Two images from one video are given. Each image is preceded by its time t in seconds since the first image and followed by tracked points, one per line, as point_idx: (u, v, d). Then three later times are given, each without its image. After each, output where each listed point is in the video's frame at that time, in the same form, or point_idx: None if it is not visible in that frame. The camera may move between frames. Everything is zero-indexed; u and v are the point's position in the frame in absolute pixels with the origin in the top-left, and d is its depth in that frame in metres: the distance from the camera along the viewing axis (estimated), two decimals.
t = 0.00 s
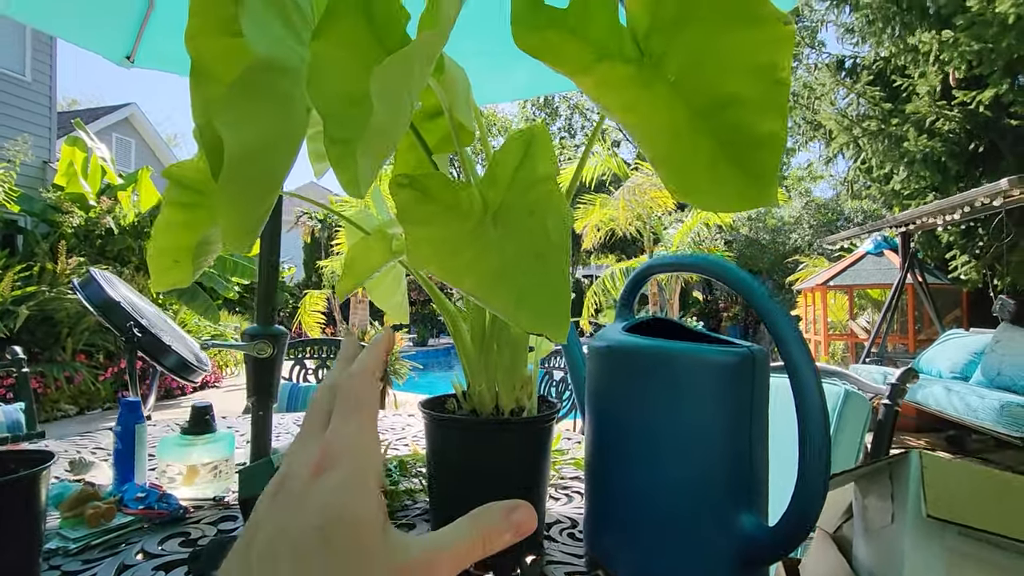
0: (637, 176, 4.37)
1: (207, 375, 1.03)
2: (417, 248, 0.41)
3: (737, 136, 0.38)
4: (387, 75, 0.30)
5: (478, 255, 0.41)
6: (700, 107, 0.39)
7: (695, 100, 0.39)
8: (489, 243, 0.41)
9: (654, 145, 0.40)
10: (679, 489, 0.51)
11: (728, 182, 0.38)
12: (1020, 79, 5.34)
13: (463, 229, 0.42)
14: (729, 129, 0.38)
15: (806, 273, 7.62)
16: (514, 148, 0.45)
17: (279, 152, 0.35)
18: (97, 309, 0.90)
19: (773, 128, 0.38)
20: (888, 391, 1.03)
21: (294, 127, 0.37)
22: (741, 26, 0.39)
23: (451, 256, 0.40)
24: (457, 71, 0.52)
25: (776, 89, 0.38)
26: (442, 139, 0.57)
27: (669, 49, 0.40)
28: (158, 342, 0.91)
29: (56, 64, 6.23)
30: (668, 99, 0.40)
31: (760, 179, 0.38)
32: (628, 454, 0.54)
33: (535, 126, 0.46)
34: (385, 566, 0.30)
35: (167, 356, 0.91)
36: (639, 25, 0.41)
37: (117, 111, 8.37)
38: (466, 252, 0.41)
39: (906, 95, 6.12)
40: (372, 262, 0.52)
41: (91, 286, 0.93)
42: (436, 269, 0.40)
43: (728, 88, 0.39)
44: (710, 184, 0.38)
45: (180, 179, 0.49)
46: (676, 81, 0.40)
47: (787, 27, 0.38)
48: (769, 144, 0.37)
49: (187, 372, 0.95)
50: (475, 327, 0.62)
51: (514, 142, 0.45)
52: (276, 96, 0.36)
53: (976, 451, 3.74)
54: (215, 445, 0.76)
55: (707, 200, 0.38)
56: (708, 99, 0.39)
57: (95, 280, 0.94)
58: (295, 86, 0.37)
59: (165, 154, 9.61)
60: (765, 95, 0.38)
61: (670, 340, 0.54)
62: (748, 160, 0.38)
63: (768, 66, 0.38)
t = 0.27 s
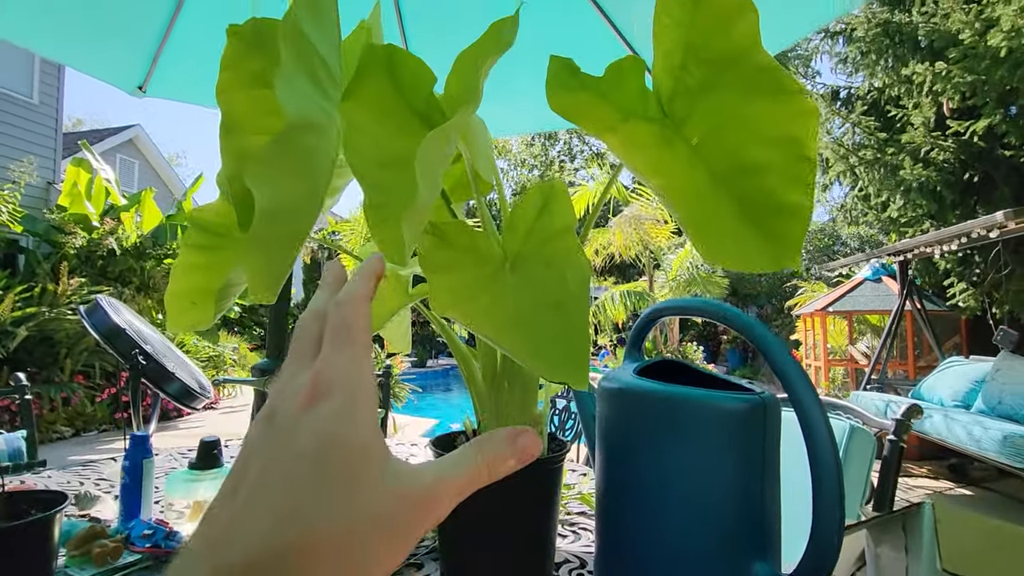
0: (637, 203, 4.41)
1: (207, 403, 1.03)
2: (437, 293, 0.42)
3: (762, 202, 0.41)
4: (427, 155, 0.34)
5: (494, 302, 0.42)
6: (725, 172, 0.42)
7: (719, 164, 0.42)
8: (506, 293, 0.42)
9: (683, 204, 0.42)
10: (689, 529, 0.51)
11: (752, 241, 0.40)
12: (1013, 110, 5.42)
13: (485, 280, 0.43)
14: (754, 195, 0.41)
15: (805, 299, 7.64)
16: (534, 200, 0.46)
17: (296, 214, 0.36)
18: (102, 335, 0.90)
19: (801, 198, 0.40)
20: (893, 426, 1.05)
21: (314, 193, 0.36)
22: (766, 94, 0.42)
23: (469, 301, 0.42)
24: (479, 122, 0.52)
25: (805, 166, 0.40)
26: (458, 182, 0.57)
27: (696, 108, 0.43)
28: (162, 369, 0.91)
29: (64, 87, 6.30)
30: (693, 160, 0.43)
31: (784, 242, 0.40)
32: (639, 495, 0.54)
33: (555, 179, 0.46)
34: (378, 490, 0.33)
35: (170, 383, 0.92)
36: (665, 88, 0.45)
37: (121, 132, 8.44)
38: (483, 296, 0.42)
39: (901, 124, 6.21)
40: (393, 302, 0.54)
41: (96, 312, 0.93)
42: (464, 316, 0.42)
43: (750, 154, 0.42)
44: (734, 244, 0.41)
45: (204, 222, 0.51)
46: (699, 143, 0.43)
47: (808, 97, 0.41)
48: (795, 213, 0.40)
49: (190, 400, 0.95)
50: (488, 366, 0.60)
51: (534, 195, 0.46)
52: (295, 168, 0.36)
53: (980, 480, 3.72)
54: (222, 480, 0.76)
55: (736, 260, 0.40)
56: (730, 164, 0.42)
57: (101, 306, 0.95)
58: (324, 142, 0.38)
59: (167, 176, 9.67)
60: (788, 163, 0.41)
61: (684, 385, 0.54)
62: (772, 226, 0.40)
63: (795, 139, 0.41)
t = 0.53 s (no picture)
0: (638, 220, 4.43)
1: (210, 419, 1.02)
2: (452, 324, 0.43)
3: (777, 240, 0.43)
4: (449, 189, 0.35)
5: (511, 335, 0.42)
6: (737, 210, 0.44)
7: (732, 201, 0.45)
8: (521, 324, 0.43)
9: (699, 242, 0.45)
10: (696, 558, 0.51)
11: (766, 278, 0.43)
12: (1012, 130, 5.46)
13: (500, 310, 0.44)
14: (770, 234, 0.44)
15: (805, 316, 7.64)
16: (547, 230, 0.46)
17: (318, 239, 0.37)
18: (104, 350, 0.90)
19: (812, 239, 0.43)
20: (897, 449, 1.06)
21: (332, 216, 0.38)
22: (780, 136, 0.44)
23: (482, 333, 0.42)
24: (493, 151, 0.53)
25: (820, 207, 0.43)
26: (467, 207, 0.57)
27: (708, 145, 0.45)
28: (164, 384, 0.91)
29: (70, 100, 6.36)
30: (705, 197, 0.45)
31: (798, 280, 0.42)
32: (647, 522, 0.54)
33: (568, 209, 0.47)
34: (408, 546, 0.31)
35: (171, 398, 0.91)
36: (680, 123, 0.46)
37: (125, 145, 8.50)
38: (499, 329, 0.42)
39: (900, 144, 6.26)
40: (398, 329, 0.53)
41: (100, 326, 0.93)
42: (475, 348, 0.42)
43: (764, 195, 0.44)
44: (749, 279, 0.43)
45: (217, 245, 0.51)
46: (711, 179, 0.45)
47: (821, 140, 0.43)
48: (808, 252, 0.43)
49: (191, 415, 0.94)
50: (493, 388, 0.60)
51: (546, 225, 0.47)
52: (314, 187, 0.37)
53: (983, 501, 3.70)
54: (225, 499, 0.76)
55: (750, 294, 0.43)
56: (744, 203, 0.44)
57: (105, 320, 0.95)
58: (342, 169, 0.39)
59: (170, 188, 9.71)
60: (801, 204, 0.43)
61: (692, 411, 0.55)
62: (790, 264, 0.43)
63: (810, 182, 0.43)
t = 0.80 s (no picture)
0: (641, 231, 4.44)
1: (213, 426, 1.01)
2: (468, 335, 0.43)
3: (789, 251, 0.43)
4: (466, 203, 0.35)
5: (525, 348, 0.42)
6: (750, 222, 0.44)
7: (744, 212, 0.45)
8: (535, 336, 0.43)
9: (710, 253, 0.45)
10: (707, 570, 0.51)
11: (779, 291, 0.43)
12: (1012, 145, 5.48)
13: (514, 320, 0.44)
14: (783, 244, 0.43)
15: (807, 328, 7.63)
16: (558, 240, 0.46)
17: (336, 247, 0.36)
18: (109, 356, 0.90)
19: (825, 248, 0.42)
20: (905, 464, 1.07)
21: (350, 225, 0.37)
22: (792, 149, 0.44)
23: (498, 346, 0.43)
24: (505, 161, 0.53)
25: (829, 218, 0.42)
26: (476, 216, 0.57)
27: (719, 156, 0.45)
28: (166, 390, 0.90)
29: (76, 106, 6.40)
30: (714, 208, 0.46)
31: (810, 293, 0.42)
32: (657, 535, 0.53)
33: (580, 218, 0.47)
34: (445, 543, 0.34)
35: (173, 404, 0.90)
36: (690, 134, 0.46)
37: (129, 151, 8.53)
38: (514, 342, 0.43)
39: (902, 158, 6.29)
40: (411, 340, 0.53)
41: (105, 332, 0.93)
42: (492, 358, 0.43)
43: (775, 205, 0.44)
44: (761, 291, 0.44)
45: (232, 253, 0.51)
46: (722, 190, 0.46)
47: (834, 151, 0.43)
48: (820, 263, 0.42)
49: (193, 421, 0.93)
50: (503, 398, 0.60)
51: (557, 235, 0.47)
52: (334, 199, 0.36)
53: (986, 516, 3.68)
54: (230, 507, 0.76)
55: (762, 305, 0.43)
56: (757, 215, 0.44)
57: (111, 326, 0.95)
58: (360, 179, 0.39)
59: (174, 195, 9.74)
60: (812, 215, 0.43)
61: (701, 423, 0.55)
62: (802, 275, 0.43)
63: (820, 192, 0.43)
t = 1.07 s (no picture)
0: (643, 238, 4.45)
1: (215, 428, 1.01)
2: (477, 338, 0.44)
3: (792, 255, 0.43)
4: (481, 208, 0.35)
5: (531, 350, 0.43)
6: (755, 227, 0.45)
7: (747, 217, 0.45)
8: (542, 339, 0.43)
9: (714, 259, 0.46)
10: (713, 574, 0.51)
11: (782, 297, 0.43)
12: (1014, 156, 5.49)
13: (520, 323, 0.44)
14: (786, 248, 0.44)
15: (808, 337, 7.62)
16: (566, 246, 0.47)
17: (348, 256, 0.37)
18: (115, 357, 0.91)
19: (827, 254, 0.42)
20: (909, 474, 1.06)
21: (361, 235, 0.37)
22: (795, 155, 0.44)
23: (505, 348, 0.43)
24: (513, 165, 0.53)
25: (832, 222, 0.42)
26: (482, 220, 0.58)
27: (722, 163, 0.46)
28: (171, 392, 0.90)
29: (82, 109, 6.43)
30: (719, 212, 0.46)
31: (817, 299, 0.42)
32: (664, 541, 0.54)
33: (588, 225, 0.48)
34: None
35: (177, 406, 0.90)
36: (692, 142, 0.47)
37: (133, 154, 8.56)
38: (520, 344, 0.43)
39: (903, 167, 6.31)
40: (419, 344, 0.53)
41: (111, 334, 0.93)
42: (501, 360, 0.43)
43: (781, 211, 0.44)
44: (769, 297, 0.43)
45: (244, 256, 0.51)
46: (726, 196, 0.46)
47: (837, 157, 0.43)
48: (821, 268, 0.42)
49: (196, 423, 0.93)
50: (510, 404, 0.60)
51: (564, 241, 0.47)
52: (345, 208, 0.37)
53: (988, 526, 3.67)
54: (236, 509, 0.76)
55: (767, 311, 0.43)
56: (762, 219, 0.45)
57: (117, 328, 0.95)
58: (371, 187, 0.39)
59: (178, 197, 9.77)
60: (816, 221, 0.43)
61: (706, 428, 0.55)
62: (806, 280, 0.43)
63: (822, 197, 0.43)
